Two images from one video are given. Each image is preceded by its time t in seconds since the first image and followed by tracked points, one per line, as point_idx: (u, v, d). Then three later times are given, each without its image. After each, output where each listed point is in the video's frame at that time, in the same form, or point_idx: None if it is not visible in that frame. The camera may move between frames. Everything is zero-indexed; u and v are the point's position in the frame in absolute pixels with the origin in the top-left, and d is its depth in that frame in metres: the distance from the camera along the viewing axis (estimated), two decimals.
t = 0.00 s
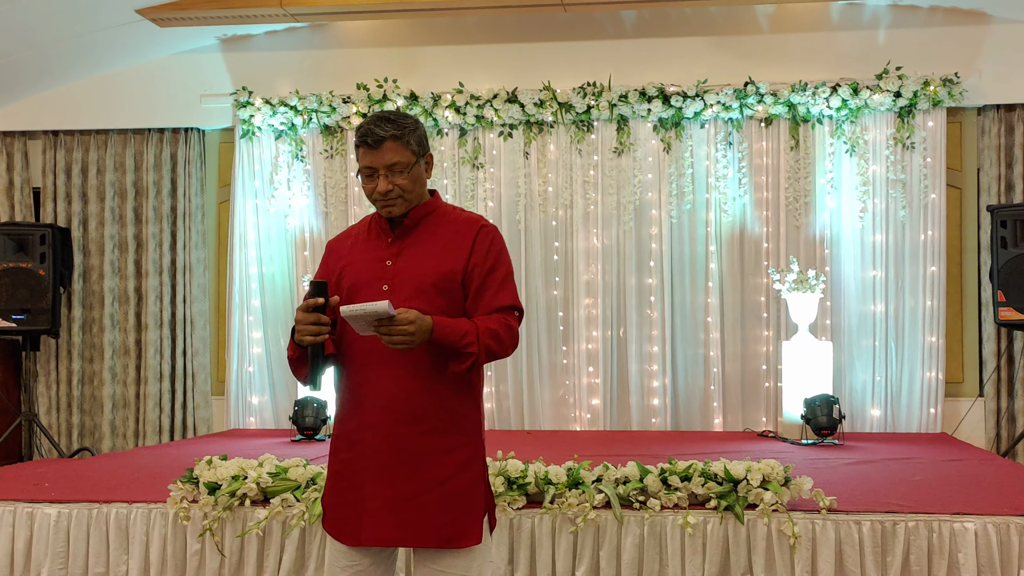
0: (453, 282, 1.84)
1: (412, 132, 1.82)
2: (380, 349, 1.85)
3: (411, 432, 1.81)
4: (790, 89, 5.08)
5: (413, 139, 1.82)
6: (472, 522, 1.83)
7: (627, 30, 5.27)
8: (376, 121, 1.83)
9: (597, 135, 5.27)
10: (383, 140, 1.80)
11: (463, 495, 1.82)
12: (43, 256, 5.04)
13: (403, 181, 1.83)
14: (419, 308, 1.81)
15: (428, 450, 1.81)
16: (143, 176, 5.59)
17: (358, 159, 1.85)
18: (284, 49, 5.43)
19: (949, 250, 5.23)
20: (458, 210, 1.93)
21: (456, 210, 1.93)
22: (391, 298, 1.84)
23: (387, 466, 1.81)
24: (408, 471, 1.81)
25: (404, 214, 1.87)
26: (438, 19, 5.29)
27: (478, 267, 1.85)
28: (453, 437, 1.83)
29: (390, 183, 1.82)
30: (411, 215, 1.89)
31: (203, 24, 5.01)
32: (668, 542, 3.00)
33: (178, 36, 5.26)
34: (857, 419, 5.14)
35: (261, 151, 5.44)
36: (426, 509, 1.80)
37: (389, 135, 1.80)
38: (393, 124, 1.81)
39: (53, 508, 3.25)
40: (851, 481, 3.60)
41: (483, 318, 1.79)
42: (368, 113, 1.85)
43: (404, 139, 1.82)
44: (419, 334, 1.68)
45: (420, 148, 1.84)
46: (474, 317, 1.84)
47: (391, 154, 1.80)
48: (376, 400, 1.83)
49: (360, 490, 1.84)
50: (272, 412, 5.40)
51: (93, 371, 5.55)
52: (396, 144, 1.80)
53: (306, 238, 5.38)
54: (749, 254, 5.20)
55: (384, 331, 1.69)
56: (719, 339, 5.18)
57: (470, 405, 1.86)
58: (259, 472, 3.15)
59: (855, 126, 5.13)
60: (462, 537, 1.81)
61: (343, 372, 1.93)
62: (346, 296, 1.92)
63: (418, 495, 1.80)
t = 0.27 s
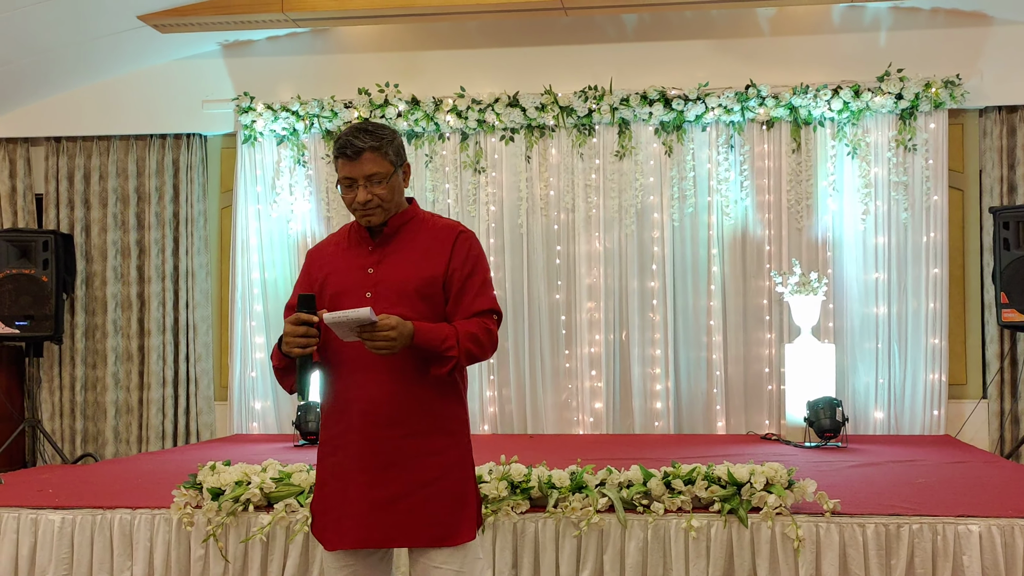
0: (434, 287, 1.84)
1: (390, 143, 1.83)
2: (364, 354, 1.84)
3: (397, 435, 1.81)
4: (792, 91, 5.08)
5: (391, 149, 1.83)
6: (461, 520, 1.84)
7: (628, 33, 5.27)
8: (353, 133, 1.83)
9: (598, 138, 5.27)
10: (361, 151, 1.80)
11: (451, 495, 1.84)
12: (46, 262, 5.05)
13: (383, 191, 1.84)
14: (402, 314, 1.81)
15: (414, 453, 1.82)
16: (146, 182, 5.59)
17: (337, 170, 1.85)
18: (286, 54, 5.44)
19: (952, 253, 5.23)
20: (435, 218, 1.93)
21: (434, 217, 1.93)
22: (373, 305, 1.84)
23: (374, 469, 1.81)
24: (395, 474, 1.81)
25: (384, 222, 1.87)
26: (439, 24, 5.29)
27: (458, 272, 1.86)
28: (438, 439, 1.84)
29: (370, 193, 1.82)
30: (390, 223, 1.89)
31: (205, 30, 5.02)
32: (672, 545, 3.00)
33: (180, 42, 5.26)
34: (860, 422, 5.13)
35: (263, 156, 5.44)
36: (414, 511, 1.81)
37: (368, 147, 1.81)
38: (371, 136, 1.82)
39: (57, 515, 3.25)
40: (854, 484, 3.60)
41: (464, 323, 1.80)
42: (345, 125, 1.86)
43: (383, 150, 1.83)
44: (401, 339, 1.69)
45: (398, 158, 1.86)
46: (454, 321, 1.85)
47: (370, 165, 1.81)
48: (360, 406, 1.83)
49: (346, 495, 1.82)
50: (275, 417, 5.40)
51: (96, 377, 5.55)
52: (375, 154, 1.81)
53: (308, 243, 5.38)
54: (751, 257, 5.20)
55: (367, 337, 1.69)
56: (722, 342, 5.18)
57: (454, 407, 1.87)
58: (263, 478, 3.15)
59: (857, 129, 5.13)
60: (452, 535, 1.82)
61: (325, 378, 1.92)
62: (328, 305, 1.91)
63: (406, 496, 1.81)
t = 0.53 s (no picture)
0: (433, 292, 1.85)
1: (385, 151, 1.83)
2: (366, 360, 1.84)
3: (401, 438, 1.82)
4: (794, 94, 5.08)
5: (385, 158, 1.83)
6: (468, 520, 1.85)
7: (630, 36, 5.27)
8: (347, 143, 1.83)
9: (601, 141, 5.26)
10: (357, 161, 1.80)
11: (457, 496, 1.84)
12: (50, 267, 5.06)
13: (379, 200, 1.83)
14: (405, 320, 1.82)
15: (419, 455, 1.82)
16: (149, 186, 5.60)
17: (332, 180, 1.85)
18: (288, 59, 5.45)
19: (955, 254, 5.22)
20: (431, 223, 1.94)
21: (430, 222, 1.94)
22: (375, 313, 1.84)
23: (379, 472, 1.81)
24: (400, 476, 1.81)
25: (381, 230, 1.87)
26: (441, 28, 5.30)
27: (456, 276, 1.87)
28: (443, 441, 1.84)
29: (366, 203, 1.82)
30: (387, 231, 1.89)
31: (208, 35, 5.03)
32: (676, 548, 2.99)
33: (183, 47, 5.27)
34: (864, 424, 5.13)
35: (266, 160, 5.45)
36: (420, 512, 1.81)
37: (363, 156, 1.80)
38: (365, 145, 1.82)
39: (61, 520, 3.25)
40: (858, 486, 3.60)
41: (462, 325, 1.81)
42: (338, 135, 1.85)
43: (377, 159, 1.83)
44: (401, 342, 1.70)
45: (392, 167, 1.85)
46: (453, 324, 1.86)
47: (366, 174, 1.81)
48: (364, 409, 1.83)
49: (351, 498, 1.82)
50: (279, 420, 5.40)
51: (100, 382, 5.55)
52: (370, 164, 1.81)
53: (311, 246, 5.38)
54: (755, 260, 5.20)
55: (367, 342, 1.70)
56: (725, 345, 5.18)
57: (457, 409, 1.88)
58: (267, 482, 3.15)
59: (860, 131, 5.13)
60: (460, 535, 1.82)
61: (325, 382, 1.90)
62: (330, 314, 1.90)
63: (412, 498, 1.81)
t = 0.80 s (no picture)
0: (452, 298, 1.87)
1: (403, 157, 1.83)
2: (386, 364, 1.85)
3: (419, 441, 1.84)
4: (797, 96, 5.08)
5: (404, 164, 1.83)
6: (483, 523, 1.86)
7: (632, 39, 5.27)
8: (366, 149, 1.83)
9: (604, 144, 5.27)
10: (376, 167, 1.80)
11: (473, 499, 1.85)
12: (54, 272, 5.06)
13: (398, 205, 1.83)
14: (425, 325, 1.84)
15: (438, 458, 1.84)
16: (152, 191, 5.60)
17: (351, 186, 1.85)
18: (291, 62, 5.45)
19: (959, 256, 5.22)
20: (447, 230, 1.96)
21: (446, 229, 1.95)
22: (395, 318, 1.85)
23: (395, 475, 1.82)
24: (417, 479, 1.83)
25: (400, 236, 1.88)
26: (444, 31, 5.30)
27: (474, 282, 1.89)
28: (459, 445, 1.86)
29: (385, 208, 1.82)
30: (405, 238, 1.90)
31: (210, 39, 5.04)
32: (681, 551, 2.98)
33: (186, 51, 5.28)
34: (867, 426, 5.13)
35: (269, 164, 5.45)
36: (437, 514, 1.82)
37: (382, 162, 1.81)
38: (384, 151, 1.82)
39: (65, 524, 3.24)
40: (863, 488, 3.59)
41: (480, 330, 1.84)
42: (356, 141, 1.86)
43: (396, 164, 1.83)
44: (424, 344, 1.71)
45: (410, 172, 1.86)
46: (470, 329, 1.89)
47: (385, 180, 1.81)
48: (383, 412, 1.84)
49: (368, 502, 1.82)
50: (283, 424, 5.41)
51: (103, 386, 5.56)
52: (389, 169, 1.81)
53: (314, 250, 5.38)
54: (758, 262, 5.19)
55: (390, 344, 1.71)
56: (729, 347, 5.18)
57: (473, 413, 1.90)
58: (271, 486, 3.15)
59: (863, 132, 5.12)
60: (475, 537, 1.83)
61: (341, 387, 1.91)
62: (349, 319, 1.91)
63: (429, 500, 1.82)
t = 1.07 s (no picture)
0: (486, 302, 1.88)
1: (441, 162, 1.83)
2: (417, 365, 1.84)
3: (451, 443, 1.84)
4: (799, 97, 5.08)
5: (442, 169, 1.83)
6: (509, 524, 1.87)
7: (634, 41, 5.27)
8: (404, 152, 1.83)
9: (606, 147, 5.27)
10: (414, 170, 1.80)
11: (501, 500, 1.86)
12: (56, 276, 5.07)
13: (435, 209, 1.84)
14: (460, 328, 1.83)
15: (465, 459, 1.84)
16: (154, 195, 5.61)
17: (388, 189, 1.84)
18: (293, 65, 5.45)
19: (961, 257, 5.22)
20: (478, 235, 1.95)
21: (478, 234, 1.95)
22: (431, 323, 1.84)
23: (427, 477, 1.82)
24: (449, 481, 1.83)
25: (436, 241, 1.88)
26: (445, 34, 5.31)
27: (506, 287, 1.90)
28: (489, 447, 1.86)
29: (422, 211, 1.82)
30: (439, 242, 1.89)
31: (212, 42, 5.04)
32: (684, 554, 2.97)
33: (187, 55, 5.28)
34: (871, 428, 5.12)
35: (271, 167, 5.45)
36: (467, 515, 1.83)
37: (421, 166, 1.80)
38: (422, 155, 1.82)
39: (68, 528, 3.24)
40: (867, 490, 3.59)
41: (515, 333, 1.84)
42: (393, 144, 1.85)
43: (434, 169, 1.83)
44: (469, 346, 1.72)
45: (447, 177, 1.85)
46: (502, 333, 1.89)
47: (424, 184, 1.80)
48: (411, 413, 1.84)
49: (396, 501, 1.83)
50: (286, 427, 5.41)
51: (106, 390, 5.56)
52: (428, 174, 1.81)
53: (317, 253, 5.39)
54: (760, 264, 5.19)
55: (436, 345, 1.70)
56: (731, 349, 5.17)
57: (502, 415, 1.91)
58: (273, 489, 3.15)
59: (865, 134, 5.12)
60: (502, 537, 1.84)
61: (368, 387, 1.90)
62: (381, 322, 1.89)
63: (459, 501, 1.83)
